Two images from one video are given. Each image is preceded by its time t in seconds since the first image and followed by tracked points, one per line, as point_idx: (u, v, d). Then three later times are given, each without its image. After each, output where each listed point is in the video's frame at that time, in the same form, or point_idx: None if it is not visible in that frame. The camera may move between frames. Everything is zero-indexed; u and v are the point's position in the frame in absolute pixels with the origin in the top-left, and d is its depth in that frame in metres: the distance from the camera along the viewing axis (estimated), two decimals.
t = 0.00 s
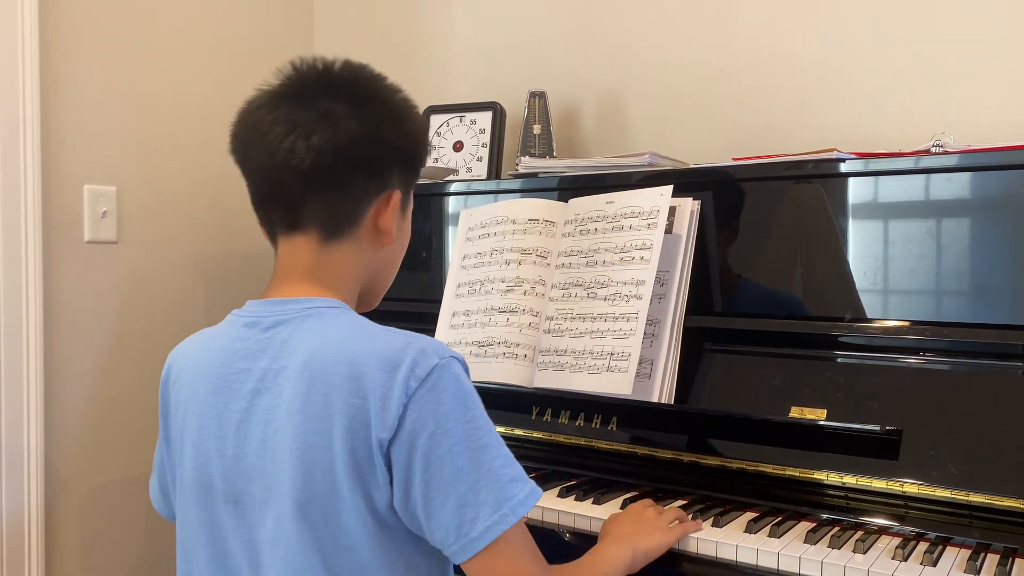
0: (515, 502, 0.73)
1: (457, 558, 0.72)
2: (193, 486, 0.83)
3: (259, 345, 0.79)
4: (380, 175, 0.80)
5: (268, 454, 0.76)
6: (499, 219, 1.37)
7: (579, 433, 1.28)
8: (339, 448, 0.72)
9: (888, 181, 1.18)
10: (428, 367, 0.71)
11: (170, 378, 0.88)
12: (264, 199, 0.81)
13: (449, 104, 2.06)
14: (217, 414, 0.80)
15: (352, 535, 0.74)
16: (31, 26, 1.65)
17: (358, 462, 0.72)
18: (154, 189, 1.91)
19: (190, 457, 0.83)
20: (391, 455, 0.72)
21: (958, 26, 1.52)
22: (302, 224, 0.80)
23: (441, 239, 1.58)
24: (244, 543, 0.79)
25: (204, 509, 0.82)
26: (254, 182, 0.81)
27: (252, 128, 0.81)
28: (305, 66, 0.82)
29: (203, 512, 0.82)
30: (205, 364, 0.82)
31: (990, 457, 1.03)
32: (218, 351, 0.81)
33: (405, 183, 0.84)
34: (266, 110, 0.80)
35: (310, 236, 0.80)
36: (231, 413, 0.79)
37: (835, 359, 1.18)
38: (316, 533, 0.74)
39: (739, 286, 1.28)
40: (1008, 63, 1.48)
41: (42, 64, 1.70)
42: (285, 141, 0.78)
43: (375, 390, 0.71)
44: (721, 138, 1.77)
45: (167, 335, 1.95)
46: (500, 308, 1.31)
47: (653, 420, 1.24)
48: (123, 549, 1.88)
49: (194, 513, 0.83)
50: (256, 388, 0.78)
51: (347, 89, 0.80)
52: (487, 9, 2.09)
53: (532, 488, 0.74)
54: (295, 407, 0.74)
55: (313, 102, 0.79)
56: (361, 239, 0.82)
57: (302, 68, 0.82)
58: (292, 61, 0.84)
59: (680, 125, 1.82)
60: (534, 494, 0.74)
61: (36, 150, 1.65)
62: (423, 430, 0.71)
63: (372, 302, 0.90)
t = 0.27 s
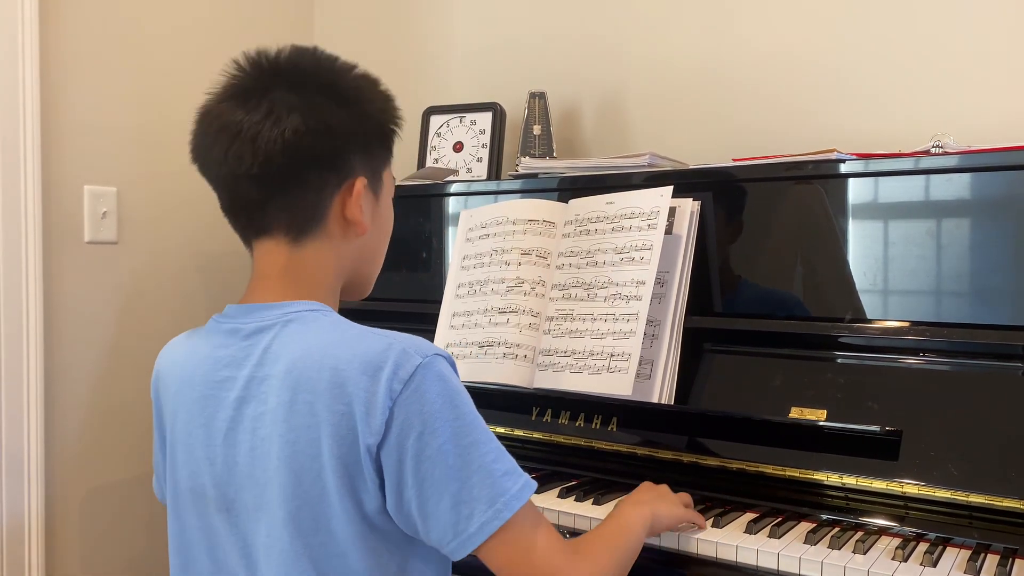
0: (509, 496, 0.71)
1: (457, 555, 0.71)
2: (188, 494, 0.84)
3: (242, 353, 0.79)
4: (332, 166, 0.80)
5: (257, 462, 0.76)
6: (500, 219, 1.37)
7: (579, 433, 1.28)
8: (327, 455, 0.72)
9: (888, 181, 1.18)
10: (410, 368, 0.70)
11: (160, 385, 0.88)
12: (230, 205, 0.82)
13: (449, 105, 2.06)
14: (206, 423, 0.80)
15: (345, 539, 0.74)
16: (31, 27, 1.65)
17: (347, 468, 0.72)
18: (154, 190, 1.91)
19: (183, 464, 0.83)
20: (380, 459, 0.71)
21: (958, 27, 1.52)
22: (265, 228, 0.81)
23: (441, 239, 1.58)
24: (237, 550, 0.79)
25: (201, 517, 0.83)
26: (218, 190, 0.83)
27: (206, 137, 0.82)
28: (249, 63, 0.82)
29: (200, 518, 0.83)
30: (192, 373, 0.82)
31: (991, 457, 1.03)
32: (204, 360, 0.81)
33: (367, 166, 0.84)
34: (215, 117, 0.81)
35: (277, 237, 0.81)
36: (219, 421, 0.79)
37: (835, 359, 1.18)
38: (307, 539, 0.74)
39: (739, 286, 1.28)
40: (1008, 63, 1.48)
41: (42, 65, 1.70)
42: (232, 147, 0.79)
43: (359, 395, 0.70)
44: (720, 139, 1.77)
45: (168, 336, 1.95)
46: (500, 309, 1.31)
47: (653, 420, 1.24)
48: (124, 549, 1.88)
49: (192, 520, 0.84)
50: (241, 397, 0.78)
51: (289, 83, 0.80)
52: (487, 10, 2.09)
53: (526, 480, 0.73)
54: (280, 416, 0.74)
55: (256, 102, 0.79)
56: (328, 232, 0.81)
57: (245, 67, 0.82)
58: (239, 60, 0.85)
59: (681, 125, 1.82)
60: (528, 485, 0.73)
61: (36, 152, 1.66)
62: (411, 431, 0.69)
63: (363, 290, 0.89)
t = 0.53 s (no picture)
0: (515, 500, 0.70)
1: (461, 559, 0.70)
2: (189, 491, 0.84)
3: (243, 353, 0.78)
4: (333, 163, 0.79)
5: (255, 463, 0.76)
6: (500, 218, 1.37)
7: (579, 433, 1.28)
8: (327, 459, 0.71)
9: (888, 180, 1.18)
10: (414, 373, 0.69)
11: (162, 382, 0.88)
12: (231, 202, 0.82)
13: (449, 105, 2.06)
14: (205, 422, 0.80)
15: (345, 544, 0.73)
16: (31, 27, 1.65)
17: (347, 472, 0.71)
18: (154, 190, 1.91)
19: (183, 461, 0.84)
20: (382, 463, 0.70)
21: (958, 26, 1.52)
22: (265, 225, 0.81)
23: (441, 239, 1.58)
24: (233, 550, 0.80)
25: (200, 513, 0.83)
26: (219, 186, 0.83)
27: (208, 131, 0.82)
28: (251, 56, 0.82)
29: (198, 516, 0.84)
30: (194, 372, 0.82)
31: (991, 457, 1.03)
32: (207, 359, 0.81)
33: (371, 162, 0.83)
34: (217, 111, 0.81)
35: (278, 237, 0.80)
36: (219, 421, 0.79)
37: (835, 358, 1.18)
38: (305, 542, 0.73)
39: (738, 285, 1.28)
40: (1008, 63, 1.48)
41: (42, 64, 1.70)
42: (233, 144, 0.79)
43: (359, 400, 0.70)
44: (721, 139, 1.77)
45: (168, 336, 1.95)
46: (500, 308, 1.31)
47: (651, 419, 1.23)
48: (124, 550, 1.88)
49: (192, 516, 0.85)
50: (241, 397, 0.77)
51: (291, 78, 0.79)
52: (487, 10, 2.09)
53: (532, 483, 0.72)
54: (280, 417, 0.74)
55: (257, 98, 0.79)
56: (330, 230, 0.81)
57: (248, 61, 0.82)
58: (241, 51, 0.84)
59: (681, 125, 1.82)
60: (536, 489, 0.71)
61: (36, 152, 1.65)
62: (414, 436, 0.69)
63: (366, 283, 0.89)
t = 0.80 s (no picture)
0: (504, 525, 0.68)
1: None
2: (185, 489, 0.82)
3: (245, 351, 0.76)
4: (362, 168, 0.77)
5: (254, 463, 0.74)
6: (500, 218, 1.37)
7: (579, 432, 1.28)
8: (323, 465, 0.69)
9: (888, 180, 1.18)
10: (415, 384, 0.67)
11: (166, 376, 0.87)
12: (254, 192, 0.80)
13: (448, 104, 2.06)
14: (206, 419, 0.78)
15: (336, 554, 0.71)
16: (31, 26, 1.65)
17: (342, 480, 0.69)
18: (154, 189, 1.91)
19: (182, 458, 0.82)
20: (376, 473, 0.68)
21: (958, 26, 1.52)
22: (286, 220, 0.78)
23: (441, 238, 1.58)
24: (231, 550, 0.78)
25: (195, 513, 0.82)
26: (245, 173, 0.81)
27: (241, 117, 0.80)
28: (298, 50, 0.80)
29: (195, 515, 0.82)
30: (196, 367, 0.80)
31: (991, 456, 1.03)
32: (208, 355, 0.80)
33: (401, 174, 0.81)
34: (254, 98, 0.79)
35: (296, 233, 0.78)
36: (220, 419, 0.77)
37: (835, 357, 1.18)
38: (297, 548, 0.72)
39: (738, 285, 1.28)
40: (1008, 62, 1.48)
41: (42, 64, 1.70)
42: (265, 133, 0.77)
43: (359, 407, 0.68)
44: (720, 138, 1.77)
45: (167, 336, 1.95)
46: (500, 308, 1.31)
47: (652, 419, 1.24)
48: (123, 549, 1.88)
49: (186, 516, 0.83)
50: (244, 395, 0.76)
51: (333, 77, 0.77)
52: (487, 9, 2.09)
53: (523, 508, 0.70)
54: (280, 420, 0.72)
55: (296, 91, 0.76)
56: (348, 235, 0.78)
57: (293, 54, 0.80)
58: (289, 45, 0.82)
59: (681, 124, 1.82)
60: (525, 515, 0.70)
61: (35, 152, 1.65)
62: (409, 448, 0.67)
63: (377, 295, 0.86)
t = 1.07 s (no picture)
0: (511, 547, 0.69)
1: None
2: (193, 483, 0.82)
3: (263, 350, 0.76)
4: (398, 179, 0.77)
5: (264, 464, 0.74)
6: (500, 217, 1.37)
7: (579, 431, 1.28)
8: (332, 472, 0.69)
9: (887, 179, 1.18)
10: (431, 398, 0.67)
11: (179, 366, 0.87)
12: (286, 193, 0.80)
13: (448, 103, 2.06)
14: (217, 415, 0.78)
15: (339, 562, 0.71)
16: (30, 25, 1.65)
17: (351, 489, 0.69)
18: (154, 189, 1.91)
19: (191, 451, 0.82)
20: (385, 485, 0.68)
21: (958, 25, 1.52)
22: (316, 222, 0.78)
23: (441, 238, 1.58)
24: (234, 549, 0.78)
25: (202, 508, 0.82)
26: (279, 171, 0.80)
27: (280, 115, 0.79)
28: (344, 53, 0.79)
29: (201, 510, 0.82)
30: (213, 361, 0.80)
31: (991, 456, 1.03)
32: (225, 350, 0.79)
33: (436, 186, 0.80)
34: (296, 98, 0.78)
35: (325, 237, 0.78)
36: (233, 416, 0.77)
37: (835, 356, 1.18)
38: (302, 555, 0.72)
39: (738, 284, 1.28)
40: (1008, 61, 1.48)
41: (41, 63, 1.69)
42: (305, 136, 0.76)
43: (373, 417, 0.68)
44: (721, 138, 1.77)
45: (167, 335, 1.95)
46: (500, 307, 1.31)
47: (653, 418, 1.23)
48: (123, 548, 1.88)
49: (192, 509, 0.83)
50: (258, 394, 0.75)
51: (377, 85, 0.77)
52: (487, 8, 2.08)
53: (530, 533, 0.70)
54: (292, 422, 0.71)
55: (339, 96, 0.76)
56: (379, 243, 0.78)
57: (339, 56, 0.79)
58: (334, 45, 0.81)
59: (681, 123, 1.82)
60: (532, 540, 0.70)
61: (35, 150, 1.65)
62: (420, 463, 0.67)
63: (399, 302, 0.85)
